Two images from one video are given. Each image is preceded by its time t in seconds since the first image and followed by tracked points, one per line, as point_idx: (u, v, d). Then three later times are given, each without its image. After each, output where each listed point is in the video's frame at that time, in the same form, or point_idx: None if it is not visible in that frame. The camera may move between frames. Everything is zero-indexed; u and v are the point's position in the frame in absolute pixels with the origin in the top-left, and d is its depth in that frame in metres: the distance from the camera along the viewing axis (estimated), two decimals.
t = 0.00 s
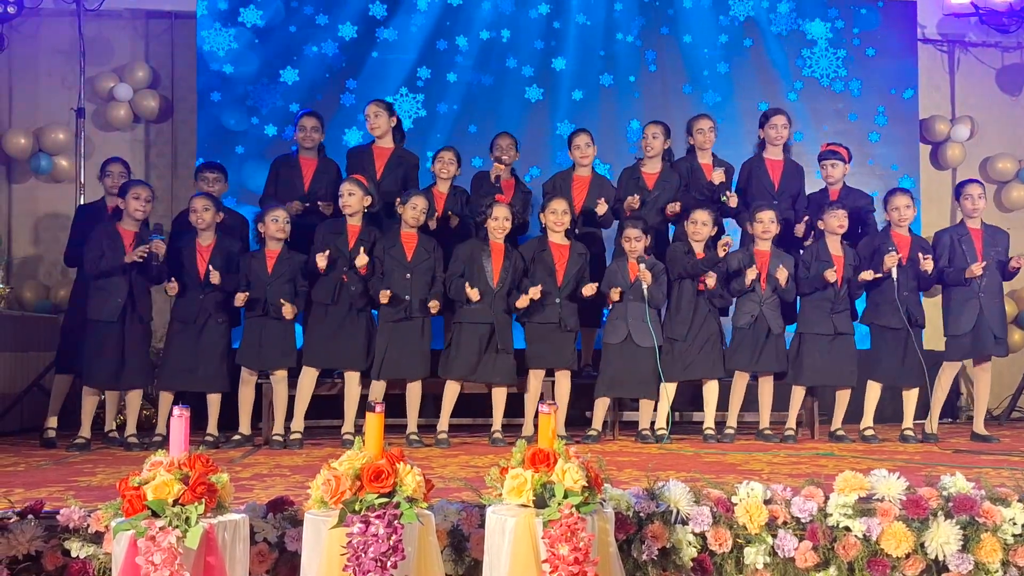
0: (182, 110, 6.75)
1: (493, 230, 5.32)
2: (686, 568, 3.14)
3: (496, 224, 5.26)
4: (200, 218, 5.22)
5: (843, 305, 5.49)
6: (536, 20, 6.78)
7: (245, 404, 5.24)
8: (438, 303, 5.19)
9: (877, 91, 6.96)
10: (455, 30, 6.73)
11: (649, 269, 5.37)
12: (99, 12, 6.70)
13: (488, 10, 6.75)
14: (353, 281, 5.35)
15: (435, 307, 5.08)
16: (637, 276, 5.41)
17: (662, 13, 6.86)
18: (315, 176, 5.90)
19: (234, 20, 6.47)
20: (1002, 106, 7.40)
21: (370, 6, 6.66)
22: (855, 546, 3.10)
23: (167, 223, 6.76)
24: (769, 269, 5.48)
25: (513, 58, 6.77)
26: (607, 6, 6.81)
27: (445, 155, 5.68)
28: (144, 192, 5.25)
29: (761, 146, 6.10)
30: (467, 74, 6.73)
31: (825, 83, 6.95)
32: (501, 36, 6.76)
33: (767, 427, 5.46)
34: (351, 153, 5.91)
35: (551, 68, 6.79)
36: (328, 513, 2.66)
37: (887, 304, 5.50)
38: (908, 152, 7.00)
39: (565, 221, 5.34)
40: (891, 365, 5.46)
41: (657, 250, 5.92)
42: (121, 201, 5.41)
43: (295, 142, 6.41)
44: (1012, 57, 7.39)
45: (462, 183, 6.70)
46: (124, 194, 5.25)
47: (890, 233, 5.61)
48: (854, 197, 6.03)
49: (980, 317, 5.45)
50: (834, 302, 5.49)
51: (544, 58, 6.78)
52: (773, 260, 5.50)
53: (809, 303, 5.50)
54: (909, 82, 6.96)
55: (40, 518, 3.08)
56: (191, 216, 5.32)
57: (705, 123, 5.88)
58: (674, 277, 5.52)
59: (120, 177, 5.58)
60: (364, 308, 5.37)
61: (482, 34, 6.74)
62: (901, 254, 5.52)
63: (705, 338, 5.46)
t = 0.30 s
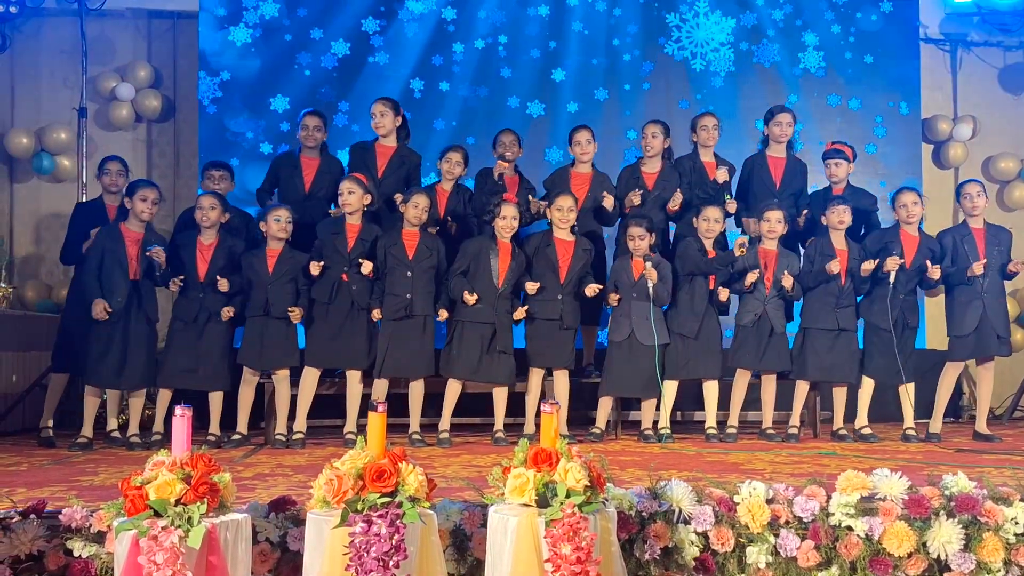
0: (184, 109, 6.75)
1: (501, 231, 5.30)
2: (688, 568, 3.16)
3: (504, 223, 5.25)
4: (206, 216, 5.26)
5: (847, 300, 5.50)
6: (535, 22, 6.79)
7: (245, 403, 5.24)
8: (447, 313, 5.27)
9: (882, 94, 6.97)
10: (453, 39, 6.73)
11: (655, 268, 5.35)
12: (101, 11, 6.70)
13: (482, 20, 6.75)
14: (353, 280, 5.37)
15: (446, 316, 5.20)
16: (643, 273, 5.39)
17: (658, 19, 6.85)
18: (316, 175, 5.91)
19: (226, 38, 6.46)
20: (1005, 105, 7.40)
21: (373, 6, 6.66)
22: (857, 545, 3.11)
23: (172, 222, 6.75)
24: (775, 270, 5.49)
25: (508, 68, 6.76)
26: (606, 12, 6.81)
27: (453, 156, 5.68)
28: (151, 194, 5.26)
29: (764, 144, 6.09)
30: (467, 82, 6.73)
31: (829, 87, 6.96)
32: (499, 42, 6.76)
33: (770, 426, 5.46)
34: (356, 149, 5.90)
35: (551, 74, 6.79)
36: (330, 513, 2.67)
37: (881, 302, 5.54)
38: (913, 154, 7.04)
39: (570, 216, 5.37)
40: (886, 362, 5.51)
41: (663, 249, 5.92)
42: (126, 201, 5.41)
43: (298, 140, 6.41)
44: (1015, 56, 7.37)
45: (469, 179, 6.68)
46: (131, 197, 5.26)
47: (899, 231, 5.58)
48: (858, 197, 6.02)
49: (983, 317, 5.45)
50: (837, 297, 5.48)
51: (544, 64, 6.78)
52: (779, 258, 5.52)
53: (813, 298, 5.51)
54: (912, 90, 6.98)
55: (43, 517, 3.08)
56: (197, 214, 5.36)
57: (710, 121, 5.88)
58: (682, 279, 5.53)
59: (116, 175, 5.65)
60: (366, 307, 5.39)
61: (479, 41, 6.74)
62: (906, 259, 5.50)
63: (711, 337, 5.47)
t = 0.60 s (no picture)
0: (185, 108, 6.75)
1: (493, 233, 5.33)
2: (690, 566, 3.15)
3: (494, 226, 5.27)
4: (194, 222, 5.27)
5: (842, 303, 5.50)
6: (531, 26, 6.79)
7: (243, 402, 5.25)
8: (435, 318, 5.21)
9: (883, 94, 6.98)
10: (449, 49, 6.72)
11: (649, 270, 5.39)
12: (102, 10, 6.70)
13: (475, 27, 6.75)
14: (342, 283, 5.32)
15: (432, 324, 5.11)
16: (637, 275, 5.42)
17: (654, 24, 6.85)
18: (309, 175, 5.91)
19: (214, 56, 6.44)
20: (1005, 104, 7.39)
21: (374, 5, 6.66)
22: (859, 544, 3.11)
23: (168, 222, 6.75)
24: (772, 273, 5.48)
25: (502, 80, 6.76)
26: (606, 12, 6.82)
27: (444, 155, 5.69)
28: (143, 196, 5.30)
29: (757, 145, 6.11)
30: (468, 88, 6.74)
31: (830, 88, 6.96)
32: (496, 48, 6.76)
33: (771, 425, 5.48)
34: (345, 152, 5.90)
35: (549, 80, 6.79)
36: (332, 511, 2.67)
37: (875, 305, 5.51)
38: (916, 154, 7.00)
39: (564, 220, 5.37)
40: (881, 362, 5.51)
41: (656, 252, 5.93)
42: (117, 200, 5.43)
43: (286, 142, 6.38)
44: (1018, 54, 7.35)
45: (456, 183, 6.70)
46: (123, 197, 5.30)
47: (888, 234, 5.59)
48: (854, 197, 6.01)
49: (973, 317, 5.45)
50: (833, 301, 5.49)
51: (543, 71, 6.79)
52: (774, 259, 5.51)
53: (811, 304, 5.52)
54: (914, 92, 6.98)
55: (44, 516, 3.08)
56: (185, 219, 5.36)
57: (704, 123, 5.90)
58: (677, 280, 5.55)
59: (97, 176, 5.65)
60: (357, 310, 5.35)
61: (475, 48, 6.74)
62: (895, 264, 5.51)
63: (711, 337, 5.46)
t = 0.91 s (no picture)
0: (186, 106, 6.74)
1: (457, 220, 5.28)
2: (691, 566, 3.13)
3: (460, 213, 5.22)
4: (168, 216, 5.26)
5: (824, 296, 5.49)
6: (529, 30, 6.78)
7: (241, 402, 5.24)
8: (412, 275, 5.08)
9: (882, 94, 6.97)
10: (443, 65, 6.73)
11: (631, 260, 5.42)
12: (103, 8, 6.70)
13: (467, 36, 6.74)
14: (323, 276, 5.33)
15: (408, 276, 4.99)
16: (619, 267, 5.44)
17: (651, 30, 6.86)
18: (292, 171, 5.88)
19: (213, 63, 6.44)
20: (1005, 103, 7.40)
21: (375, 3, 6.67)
22: (860, 543, 3.12)
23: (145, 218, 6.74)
24: (757, 267, 5.50)
25: (501, 85, 6.76)
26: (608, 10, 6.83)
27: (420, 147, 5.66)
28: (125, 190, 5.26)
29: (748, 145, 6.11)
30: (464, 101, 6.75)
31: (829, 90, 6.96)
32: (493, 55, 6.76)
33: (771, 423, 5.47)
34: (327, 147, 5.89)
35: (548, 86, 6.79)
36: (333, 510, 2.67)
37: (868, 300, 5.50)
38: (918, 155, 7.00)
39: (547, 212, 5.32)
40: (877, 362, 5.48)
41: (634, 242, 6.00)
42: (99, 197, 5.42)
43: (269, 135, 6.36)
44: (1019, 53, 7.35)
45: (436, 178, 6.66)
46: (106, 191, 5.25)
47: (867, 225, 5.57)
48: (847, 195, 6.02)
49: (948, 317, 5.45)
50: (815, 294, 5.48)
51: (540, 78, 6.78)
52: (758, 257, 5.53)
53: (793, 295, 5.52)
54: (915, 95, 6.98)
55: (45, 516, 3.08)
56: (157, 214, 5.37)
57: (693, 119, 5.87)
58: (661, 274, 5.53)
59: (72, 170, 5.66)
60: (337, 302, 5.35)
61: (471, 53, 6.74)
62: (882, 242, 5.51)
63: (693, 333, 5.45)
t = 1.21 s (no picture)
0: (185, 105, 6.73)
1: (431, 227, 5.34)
2: (691, 565, 3.14)
3: (435, 218, 5.29)
4: (150, 215, 5.28)
5: (819, 296, 5.51)
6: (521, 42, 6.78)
7: (238, 401, 5.24)
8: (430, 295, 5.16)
9: (882, 93, 6.97)
10: (436, 76, 6.73)
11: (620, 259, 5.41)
12: (102, 8, 6.70)
13: (457, 47, 6.74)
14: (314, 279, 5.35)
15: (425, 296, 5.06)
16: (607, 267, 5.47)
17: (647, 39, 6.85)
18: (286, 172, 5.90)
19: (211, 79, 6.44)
20: (1005, 102, 7.39)
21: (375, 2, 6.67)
22: (859, 542, 3.12)
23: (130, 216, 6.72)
24: (743, 267, 5.55)
25: (498, 93, 6.76)
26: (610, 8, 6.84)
27: (406, 151, 5.64)
28: (109, 193, 5.27)
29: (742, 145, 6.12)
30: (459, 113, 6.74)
31: (828, 94, 6.96)
32: (488, 63, 6.76)
33: (771, 422, 5.47)
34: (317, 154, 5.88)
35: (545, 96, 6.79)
36: (333, 509, 2.67)
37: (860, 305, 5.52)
38: (917, 154, 6.99)
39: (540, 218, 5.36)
40: (873, 363, 5.49)
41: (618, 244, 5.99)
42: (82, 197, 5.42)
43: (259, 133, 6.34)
44: (1018, 52, 7.36)
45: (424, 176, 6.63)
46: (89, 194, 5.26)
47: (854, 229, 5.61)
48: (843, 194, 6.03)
49: (935, 316, 5.46)
50: (810, 297, 5.50)
51: (537, 89, 6.78)
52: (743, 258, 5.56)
53: (787, 301, 5.52)
54: (915, 96, 6.96)
55: (45, 515, 3.08)
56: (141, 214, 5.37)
57: (685, 123, 5.90)
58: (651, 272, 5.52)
59: (57, 172, 5.70)
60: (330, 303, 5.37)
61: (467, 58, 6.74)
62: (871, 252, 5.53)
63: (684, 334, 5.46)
